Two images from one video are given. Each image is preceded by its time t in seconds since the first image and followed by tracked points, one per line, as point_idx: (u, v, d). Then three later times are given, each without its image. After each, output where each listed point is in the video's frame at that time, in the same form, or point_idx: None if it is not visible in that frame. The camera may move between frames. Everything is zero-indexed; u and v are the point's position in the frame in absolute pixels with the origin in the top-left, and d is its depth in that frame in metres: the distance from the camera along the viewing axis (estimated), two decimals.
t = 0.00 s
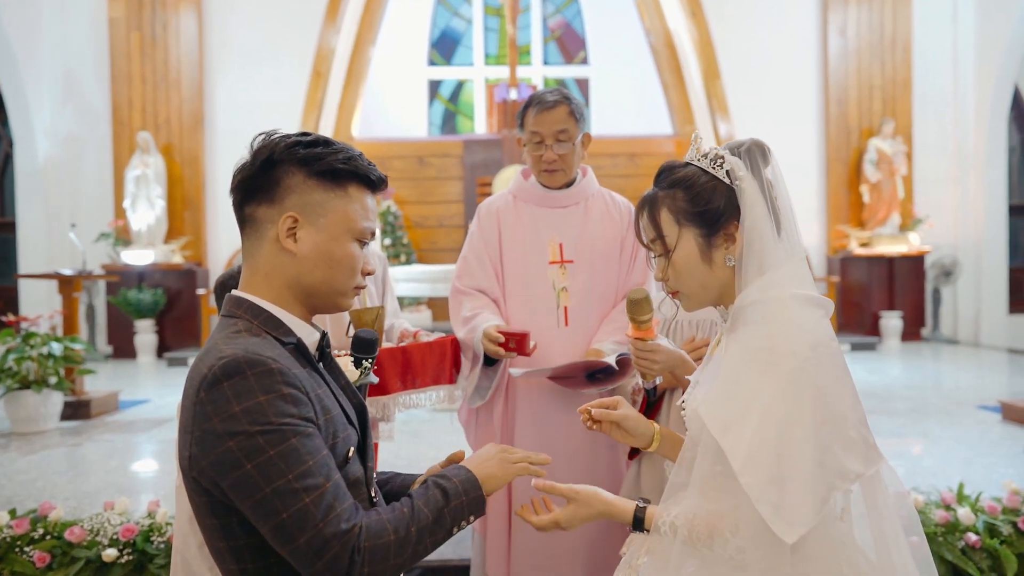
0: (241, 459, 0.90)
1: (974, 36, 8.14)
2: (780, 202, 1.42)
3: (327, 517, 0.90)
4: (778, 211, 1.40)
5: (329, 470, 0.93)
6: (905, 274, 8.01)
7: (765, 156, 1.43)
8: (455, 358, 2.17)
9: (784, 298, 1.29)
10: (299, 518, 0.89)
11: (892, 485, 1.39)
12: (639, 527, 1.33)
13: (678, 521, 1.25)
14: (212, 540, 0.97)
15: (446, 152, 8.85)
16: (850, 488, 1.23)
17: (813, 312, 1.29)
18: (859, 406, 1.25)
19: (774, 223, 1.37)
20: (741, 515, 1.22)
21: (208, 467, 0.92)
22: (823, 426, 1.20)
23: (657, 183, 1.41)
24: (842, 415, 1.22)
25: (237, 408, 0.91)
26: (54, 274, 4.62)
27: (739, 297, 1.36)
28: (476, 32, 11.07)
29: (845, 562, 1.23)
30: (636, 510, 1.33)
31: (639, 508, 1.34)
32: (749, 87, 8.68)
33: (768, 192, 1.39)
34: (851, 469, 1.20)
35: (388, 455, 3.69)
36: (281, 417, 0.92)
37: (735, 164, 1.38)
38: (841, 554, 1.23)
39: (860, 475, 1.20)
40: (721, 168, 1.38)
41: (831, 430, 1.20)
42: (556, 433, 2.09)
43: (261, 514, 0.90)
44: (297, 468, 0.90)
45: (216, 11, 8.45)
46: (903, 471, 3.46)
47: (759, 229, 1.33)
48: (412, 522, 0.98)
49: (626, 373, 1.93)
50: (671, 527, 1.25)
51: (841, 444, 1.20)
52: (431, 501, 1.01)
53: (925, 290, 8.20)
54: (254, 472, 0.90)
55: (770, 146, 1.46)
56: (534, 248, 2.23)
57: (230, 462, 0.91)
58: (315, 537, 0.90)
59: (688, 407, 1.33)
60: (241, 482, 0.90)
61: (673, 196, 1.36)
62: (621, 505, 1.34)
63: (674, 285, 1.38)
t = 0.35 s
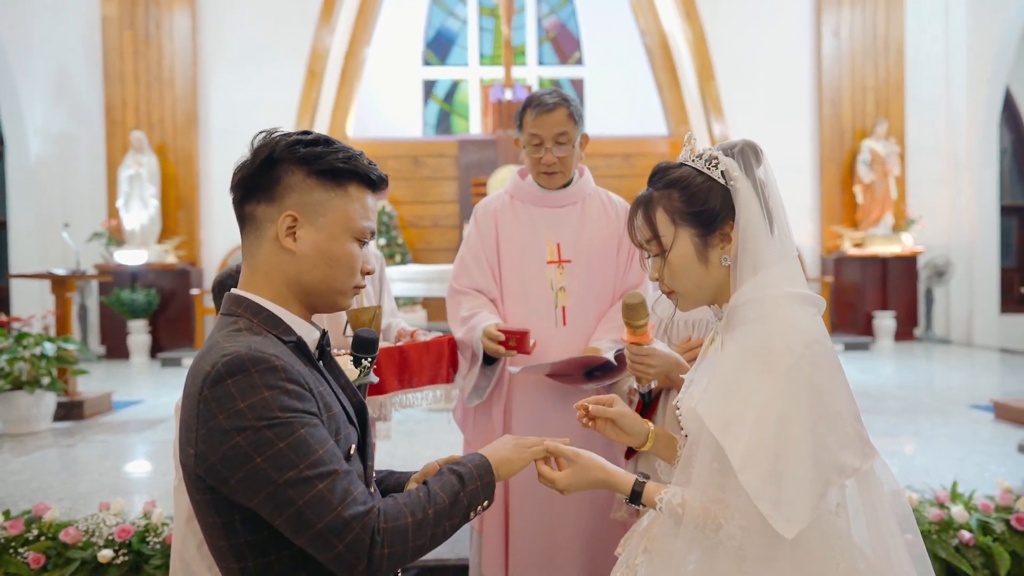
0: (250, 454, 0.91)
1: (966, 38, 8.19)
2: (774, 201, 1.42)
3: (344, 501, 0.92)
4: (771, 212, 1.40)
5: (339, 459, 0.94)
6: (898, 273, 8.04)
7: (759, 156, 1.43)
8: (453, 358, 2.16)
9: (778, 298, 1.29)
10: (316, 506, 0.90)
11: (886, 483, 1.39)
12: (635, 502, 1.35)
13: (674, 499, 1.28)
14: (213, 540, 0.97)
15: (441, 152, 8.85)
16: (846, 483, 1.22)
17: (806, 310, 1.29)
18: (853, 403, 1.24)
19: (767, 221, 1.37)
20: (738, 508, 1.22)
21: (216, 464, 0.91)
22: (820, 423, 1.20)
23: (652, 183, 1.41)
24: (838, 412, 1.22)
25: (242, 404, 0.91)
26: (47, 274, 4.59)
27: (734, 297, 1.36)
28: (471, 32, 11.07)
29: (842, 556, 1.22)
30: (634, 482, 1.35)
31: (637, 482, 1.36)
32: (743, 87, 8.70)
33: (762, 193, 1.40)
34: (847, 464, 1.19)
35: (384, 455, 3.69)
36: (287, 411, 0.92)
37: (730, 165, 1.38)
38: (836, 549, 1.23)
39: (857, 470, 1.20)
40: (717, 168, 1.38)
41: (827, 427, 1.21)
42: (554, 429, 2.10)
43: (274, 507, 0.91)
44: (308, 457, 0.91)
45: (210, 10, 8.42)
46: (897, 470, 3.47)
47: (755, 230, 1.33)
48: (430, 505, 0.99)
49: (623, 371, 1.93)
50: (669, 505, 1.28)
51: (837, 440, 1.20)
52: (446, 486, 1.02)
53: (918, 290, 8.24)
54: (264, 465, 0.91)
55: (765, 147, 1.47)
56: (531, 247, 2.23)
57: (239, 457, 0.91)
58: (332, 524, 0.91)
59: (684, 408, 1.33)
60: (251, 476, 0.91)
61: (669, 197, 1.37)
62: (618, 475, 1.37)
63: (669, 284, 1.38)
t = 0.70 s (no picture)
0: (254, 449, 0.91)
1: (958, 39, 8.25)
2: (770, 201, 1.43)
3: (350, 492, 0.92)
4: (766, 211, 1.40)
5: (344, 452, 0.95)
6: (892, 273, 8.08)
7: (753, 157, 1.44)
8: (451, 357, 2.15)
9: (774, 298, 1.30)
10: (323, 498, 0.91)
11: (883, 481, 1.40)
12: (629, 508, 1.34)
13: (666, 503, 1.27)
14: (217, 537, 0.97)
15: (436, 152, 8.85)
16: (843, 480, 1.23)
17: (802, 309, 1.30)
18: (848, 400, 1.25)
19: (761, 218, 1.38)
20: (732, 504, 1.22)
21: (220, 460, 0.92)
22: (817, 418, 1.21)
23: (649, 181, 1.41)
24: (834, 408, 1.22)
25: (245, 400, 0.92)
26: (42, 273, 4.58)
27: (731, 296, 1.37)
28: (466, 33, 11.08)
29: (838, 553, 1.23)
30: (623, 490, 1.34)
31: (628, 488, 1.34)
32: (737, 87, 8.73)
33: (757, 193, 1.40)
34: (843, 461, 1.20)
35: (380, 454, 3.69)
36: (291, 405, 0.93)
37: (726, 166, 1.39)
38: (832, 545, 1.23)
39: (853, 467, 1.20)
40: (712, 168, 1.39)
41: (824, 422, 1.21)
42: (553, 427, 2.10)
43: (280, 500, 0.91)
44: (312, 450, 0.91)
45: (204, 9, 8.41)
46: (891, 468, 3.49)
47: (751, 230, 1.34)
48: (438, 494, 0.99)
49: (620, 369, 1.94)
50: (661, 510, 1.27)
51: (832, 436, 1.21)
52: (455, 476, 1.03)
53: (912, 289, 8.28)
54: (268, 459, 0.91)
55: (759, 147, 1.47)
56: (528, 247, 2.23)
57: (243, 452, 0.91)
58: (338, 515, 0.91)
59: (682, 406, 1.33)
60: (256, 471, 0.91)
61: (667, 194, 1.36)
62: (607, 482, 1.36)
63: (665, 283, 1.38)
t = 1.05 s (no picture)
0: (259, 447, 0.91)
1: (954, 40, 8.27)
2: (762, 202, 1.44)
3: (354, 489, 0.92)
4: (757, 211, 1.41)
5: (347, 450, 0.95)
6: (887, 273, 8.10)
7: (744, 158, 1.44)
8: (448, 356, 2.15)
9: (767, 297, 1.30)
10: (327, 495, 0.91)
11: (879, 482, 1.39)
12: (625, 495, 1.34)
13: (663, 491, 1.30)
14: (219, 536, 0.98)
15: (432, 152, 8.84)
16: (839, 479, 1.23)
17: (797, 308, 1.30)
18: (843, 400, 1.25)
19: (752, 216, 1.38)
20: (725, 499, 1.24)
21: (225, 458, 0.92)
22: (814, 417, 1.20)
23: (642, 185, 1.41)
24: (829, 407, 1.22)
25: (249, 399, 0.92)
26: (38, 273, 4.56)
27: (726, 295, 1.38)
28: (462, 32, 11.06)
29: (833, 551, 1.23)
30: (622, 475, 1.35)
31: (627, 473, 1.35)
32: (733, 87, 8.74)
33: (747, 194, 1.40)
34: (840, 459, 1.19)
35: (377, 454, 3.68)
36: (295, 404, 0.93)
37: (718, 168, 1.39)
38: (827, 544, 1.24)
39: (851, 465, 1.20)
40: (703, 171, 1.39)
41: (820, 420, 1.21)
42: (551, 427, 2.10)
43: (284, 499, 0.92)
44: (316, 449, 0.92)
45: (200, 8, 8.39)
46: (887, 467, 3.49)
47: (742, 231, 1.34)
48: (442, 489, 1.00)
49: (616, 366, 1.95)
50: (659, 497, 1.30)
51: (829, 435, 1.20)
52: (459, 472, 1.03)
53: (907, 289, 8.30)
54: (273, 457, 0.91)
55: (750, 149, 1.48)
56: (526, 247, 2.23)
57: (248, 451, 0.92)
58: (343, 512, 0.91)
59: (678, 405, 1.34)
60: (260, 470, 0.91)
61: (658, 198, 1.37)
62: (607, 466, 1.37)
63: (659, 285, 1.39)
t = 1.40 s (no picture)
0: (260, 446, 0.91)
1: (951, 40, 8.29)
2: (745, 205, 1.44)
3: (355, 488, 0.92)
4: (741, 214, 1.41)
5: (348, 449, 0.95)
6: (884, 273, 8.13)
7: (726, 164, 1.45)
8: (445, 355, 2.16)
9: (756, 295, 1.30)
10: (328, 494, 0.91)
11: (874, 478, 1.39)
12: (633, 488, 1.35)
13: (671, 484, 1.28)
14: (219, 535, 0.98)
15: (430, 152, 8.85)
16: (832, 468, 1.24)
17: (786, 305, 1.31)
18: (834, 393, 1.26)
19: (737, 219, 1.39)
20: (731, 489, 1.24)
21: (227, 458, 0.92)
22: (806, 409, 1.22)
23: (626, 192, 1.42)
24: (821, 398, 1.24)
25: (249, 399, 0.92)
26: (35, 273, 4.55)
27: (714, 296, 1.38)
28: (459, 32, 11.06)
29: (830, 540, 1.24)
30: (630, 469, 1.36)
31: (636, 468, 1.36)
32: (729, 86, 8.74)
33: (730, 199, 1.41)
34: (832, 449, 1.21)
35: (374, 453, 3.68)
36: (295, 404, 0.94)
37: (700, 173, 1.40)
38: (823, 536, 1.24)
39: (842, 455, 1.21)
40: (686, 176, 1.40)
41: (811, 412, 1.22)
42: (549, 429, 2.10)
43: (285, 498, 0.92)
44: (317, 448, 0.92)
45: (197, 7, 8.38)
46: (884, 467, 3.50)
47: (727, 232, 1.35)
48: (443, 489, 1.00)
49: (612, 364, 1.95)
50: (667, 490, 1.28)
51: (821, 426, 1.22)
52: (459, 472, 1.03)
53: (904, 289, 8.32)
54: (274, 457, 0.91)
55: (731, 156, 1.48)
56: (525, 246, 2.23)
57: (249, 450, 0.92)
58: (344, 510, 0.92)
59: (673, 404, 1.35)
60: (261, 469, 0.92)
61: (643, 204, 1.37)
62: (615, 460, 1.37)
63: (647, 289, 1.39)
